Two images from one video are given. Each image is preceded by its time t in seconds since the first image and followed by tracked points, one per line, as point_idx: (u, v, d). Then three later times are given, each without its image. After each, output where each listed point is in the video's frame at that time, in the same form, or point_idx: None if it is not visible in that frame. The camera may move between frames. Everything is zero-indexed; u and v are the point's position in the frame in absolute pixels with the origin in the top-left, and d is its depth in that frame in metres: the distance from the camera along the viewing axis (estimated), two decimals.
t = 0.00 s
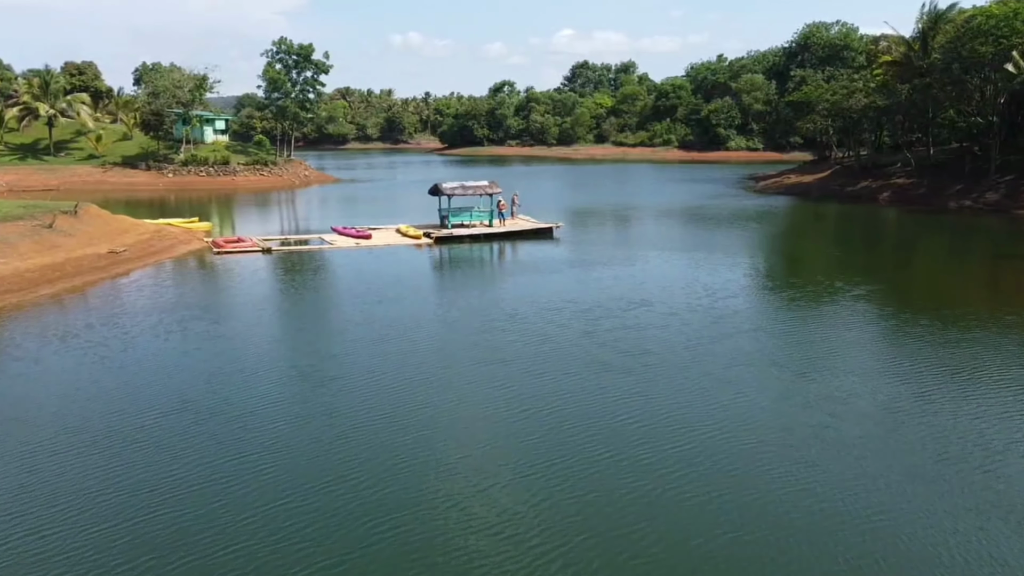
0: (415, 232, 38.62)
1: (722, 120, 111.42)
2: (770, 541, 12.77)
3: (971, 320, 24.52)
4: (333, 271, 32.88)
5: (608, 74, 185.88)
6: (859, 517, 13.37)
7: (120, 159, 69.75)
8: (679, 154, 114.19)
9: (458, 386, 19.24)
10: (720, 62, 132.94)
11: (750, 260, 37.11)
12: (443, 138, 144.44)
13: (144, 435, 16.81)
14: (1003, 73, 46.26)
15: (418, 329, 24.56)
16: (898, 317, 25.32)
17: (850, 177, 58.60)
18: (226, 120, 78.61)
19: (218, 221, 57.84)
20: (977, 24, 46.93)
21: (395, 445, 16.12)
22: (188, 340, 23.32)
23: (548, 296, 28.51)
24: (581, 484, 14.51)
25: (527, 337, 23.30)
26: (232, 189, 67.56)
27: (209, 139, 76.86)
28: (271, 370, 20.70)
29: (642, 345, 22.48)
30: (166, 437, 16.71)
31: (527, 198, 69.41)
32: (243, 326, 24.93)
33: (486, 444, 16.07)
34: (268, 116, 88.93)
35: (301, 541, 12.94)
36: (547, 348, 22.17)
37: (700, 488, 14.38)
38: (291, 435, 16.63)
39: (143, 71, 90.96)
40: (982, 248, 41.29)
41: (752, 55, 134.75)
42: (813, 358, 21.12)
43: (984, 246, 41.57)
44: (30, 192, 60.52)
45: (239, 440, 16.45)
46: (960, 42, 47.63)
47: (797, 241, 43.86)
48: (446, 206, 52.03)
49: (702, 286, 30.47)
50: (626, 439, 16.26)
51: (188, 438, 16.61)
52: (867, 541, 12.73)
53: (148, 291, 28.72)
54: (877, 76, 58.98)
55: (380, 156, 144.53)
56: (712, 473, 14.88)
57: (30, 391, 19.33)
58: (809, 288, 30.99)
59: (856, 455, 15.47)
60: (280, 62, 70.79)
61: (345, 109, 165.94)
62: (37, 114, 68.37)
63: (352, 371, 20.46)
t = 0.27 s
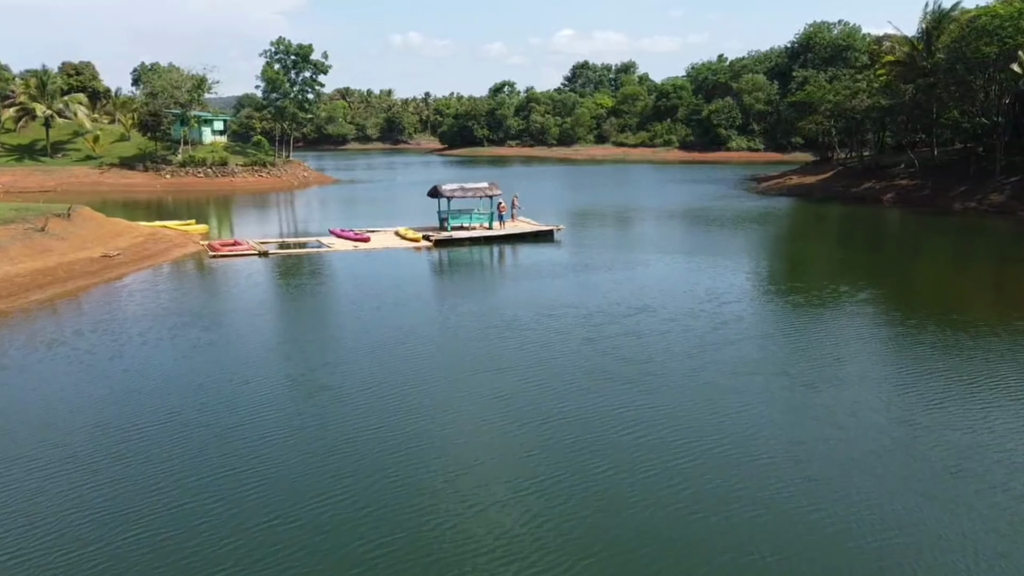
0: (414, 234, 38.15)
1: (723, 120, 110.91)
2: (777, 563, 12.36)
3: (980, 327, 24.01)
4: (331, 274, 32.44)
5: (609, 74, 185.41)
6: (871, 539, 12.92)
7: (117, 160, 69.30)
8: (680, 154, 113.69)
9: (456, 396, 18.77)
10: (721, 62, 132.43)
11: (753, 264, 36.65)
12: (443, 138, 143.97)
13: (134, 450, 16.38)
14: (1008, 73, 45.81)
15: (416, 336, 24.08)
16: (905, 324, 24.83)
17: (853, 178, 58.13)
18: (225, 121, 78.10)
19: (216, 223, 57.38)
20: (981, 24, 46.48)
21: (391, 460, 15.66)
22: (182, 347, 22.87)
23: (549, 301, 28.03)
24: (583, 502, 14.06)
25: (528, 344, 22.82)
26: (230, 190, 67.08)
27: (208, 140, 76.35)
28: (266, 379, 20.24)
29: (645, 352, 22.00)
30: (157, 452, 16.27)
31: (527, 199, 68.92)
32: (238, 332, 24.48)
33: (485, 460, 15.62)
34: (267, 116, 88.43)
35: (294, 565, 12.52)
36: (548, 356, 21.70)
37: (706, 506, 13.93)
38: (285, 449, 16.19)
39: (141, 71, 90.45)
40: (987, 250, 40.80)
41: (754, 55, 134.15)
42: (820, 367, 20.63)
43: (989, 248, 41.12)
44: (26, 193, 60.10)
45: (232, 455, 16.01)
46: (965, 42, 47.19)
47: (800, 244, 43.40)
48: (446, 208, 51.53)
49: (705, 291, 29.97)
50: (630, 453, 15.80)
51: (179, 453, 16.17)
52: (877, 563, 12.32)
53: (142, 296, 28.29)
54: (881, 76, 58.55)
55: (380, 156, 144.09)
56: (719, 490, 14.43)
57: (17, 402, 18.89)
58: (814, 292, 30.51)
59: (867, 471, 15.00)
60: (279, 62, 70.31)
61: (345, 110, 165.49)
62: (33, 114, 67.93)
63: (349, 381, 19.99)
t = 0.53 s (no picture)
0: (407, 237, 37.61)
1: (719, 121, 110.60)
2: None
3: (983, 332, 23.63)
4: (324, 278, 31.92)
5: (604, 74, 184.94)
6: (880, 559, 12.52)
7: (108, 161, 68.58)
8: (676, 154, 113.33)
9: (451, 408, 18.34)
10: (717, 62, 132.19)
11: (752, 267, 36.23)
12: (437, 138, 143.39)
13: (121, 465, 15.91)
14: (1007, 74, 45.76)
15: (410, 342, 23.63)
16: (907, 330, 24.42)
17: (850, 180, 57.77)
18: (217, 121, 77.39)
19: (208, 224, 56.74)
20: (979, 24, 46.52)
21: (385, 478, 15.21)
22: (170, 355, 22.33)
23: (546, 306, 27.56)
24: (582, 522, 13.64)
25: (524, 351, 22.37)
26: (222, 191, 66.41)
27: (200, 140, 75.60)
28: (257, 388, 19.80)
29: (643, 359, 21.53)
30: (143, 468, 15.78)
31: (522, 200, 68.41)
32: (228, 338, 23.96)
33: (481, 477, 15.19)
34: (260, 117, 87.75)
35: None
36: (545, 363, 21.25)
37: (709, 526, 13.52)
38: (275, 465, 15.75)
39: (132, 71, 89.64)
40: (986, 252, 40.49)
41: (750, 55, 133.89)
42: (822, 375, 20.19)
43: (988, 250, 40.80)
44: (15, 195, 59.40)
45: (221, 472, 15.55)
46: (963, 43, 47.18)
47: (798, 246, 43.06)
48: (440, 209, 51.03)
49: (704, 295, 29.51)
50: (629, 468, 15.39)
51: (167, 469, 15.71)
52: None
53: (129, 301, 27.72)
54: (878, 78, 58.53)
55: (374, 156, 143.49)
56: (721, 508, 14.02)
57: None
58: (813, 297, 30.10)
59: (874, 488, 14.57)
60: (272, 63, 69.68)
61: (339, 110, 164.77)
62: (23, 114, 67.18)
63: (341, 390, 19.54)
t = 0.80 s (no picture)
0: (383, 239, 36.99)
1: (696, 121, 110.85)
2: None
3: (964, 335, 23.59)
4: (298, 282, 31.28)
5: (582, 74, 184.84)
6: (868, 575, 12.26)
7: (77, 161, 67.15)
8: (653, 154, 113.42)
9: (429, 418, 17.88)
10: (694, 62, 132.55)
11: (731, 268, 36.06)
12: (414, 138, 142.49)
13: (86, 484, 15.31)
14: (981, 75, 46.08)
15: (387, 348, 23.12)
16: (889, 333, 24.28)
17: (827, 180, 57.97)
18: (189, 121, 76.08)
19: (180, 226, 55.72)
20: (953, 25, 46.75)
21: (361, 493, 14.74)
22: (138, 364, 21.67)
23: (525, 310, 27.16)
24: (564, 539, 13.27)
25: (502, 357, 21.94)
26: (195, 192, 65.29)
27: (171, 140, 74.28)
28: (229, 399, 19.23)
29: (624, 366, 21.19)
30: (108, 486, 15.19)
31: (500, 201, 67.96)
32: (199, 346, 23.32)
33: (460, 489, 14.86)
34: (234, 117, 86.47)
35: None
36: (524, 370, 20.85)
37: (695, 539, 13.25)
38: (247, 481, 15.23)
39: (102, 70, 87.99)
40: (963, 252, 40.69)
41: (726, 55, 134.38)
42: (805, 381, 19.96)
43: (964, 250, 41.04)
44: None
45: (191, 489, 15.00)
46: (938, 43, 47.42)
47: (776, 247, 43.04)
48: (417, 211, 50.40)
49: (684, 298, 29.24)
50: (611, 481, 15.04)
51: (134, 488, 15.13)
52: None
53: (95, 307, 26.94)
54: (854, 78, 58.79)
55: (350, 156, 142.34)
56: (706, 520, 13.77)
57: None
58: (793, 298, 29.96)
59: (861, 497, 14.38)
60: (245, 62, 68.60)
61: (314, 109, 163.27)
62: None
63: (316, 400, 19.01)
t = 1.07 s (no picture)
0: (367, 241, 36.38)
1: (681, 121, 110.87)
2: None
3: (955, 339, 23.40)
4: (280, 286, 30.66)
5: (567, 74, 184.59)
6: None
7: (55, 162, 66.04)
8: (638, 155, 113.31)
9: (415, 429, 17.42)
10: (678, 63, 132.55)
11: (718, 270, 35.81)
12: (398, 139, 141.73)
13: (60, 503, 14.75)
14: (967, 74, 46.05)
15: (372, 354, 22.63)
16: (880, 337, 24.06)
17: (814, 180, 57.89)
18: (170, 121, 75.03)
19: (161, 228, 54.86)
20: (938, 25, 46.48)
21: (346, 511, 14.26)
22: (114, 373, 21.08)
23: (512, 315, 26.72)
24: (556, 557, 12.88)
25: (489, 363, 21.49)
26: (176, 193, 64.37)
27: (151, 141, 73.18)
28: (209, 410, 18.69)
29: (613, 372, 20.79)
30: (83, 506, 14.63)
31: (485, 201, 67.45)
32: (179, 354, 22.72)
33: (447, 501, 14.53)
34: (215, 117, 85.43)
35: None
36: (512, 377, 20.40)
37: (688, 554, 12.97)
38: (228, 499, 14.72)
39: (81, 70, 86.74)
40: (950, 253, 40.65)
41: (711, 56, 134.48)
42: (797, 387, 19.65)
43: (951, 251, 41.02)
44: None
45: (170, 507, 14.48)
46: (923, 43, 47.21)
47: (763, 248, 42.84)
48: (402, 212, 49.82)
49: (672, 301, 28.89)
50: (603, 495, 14.64)
51: (110, 506, 14.59)
52: None
53: (70, 313, 26.26)
54: (840, 78, 58.71)
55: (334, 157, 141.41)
56: (698, 534, 13.47)
57: None
58: (782, 301, 29.71)
59: (855, 508, 14.13)
60: (226, 61, 67.71)
61: (298, 110, 162.15)
62: None
63: (299, 410, 18.50)
